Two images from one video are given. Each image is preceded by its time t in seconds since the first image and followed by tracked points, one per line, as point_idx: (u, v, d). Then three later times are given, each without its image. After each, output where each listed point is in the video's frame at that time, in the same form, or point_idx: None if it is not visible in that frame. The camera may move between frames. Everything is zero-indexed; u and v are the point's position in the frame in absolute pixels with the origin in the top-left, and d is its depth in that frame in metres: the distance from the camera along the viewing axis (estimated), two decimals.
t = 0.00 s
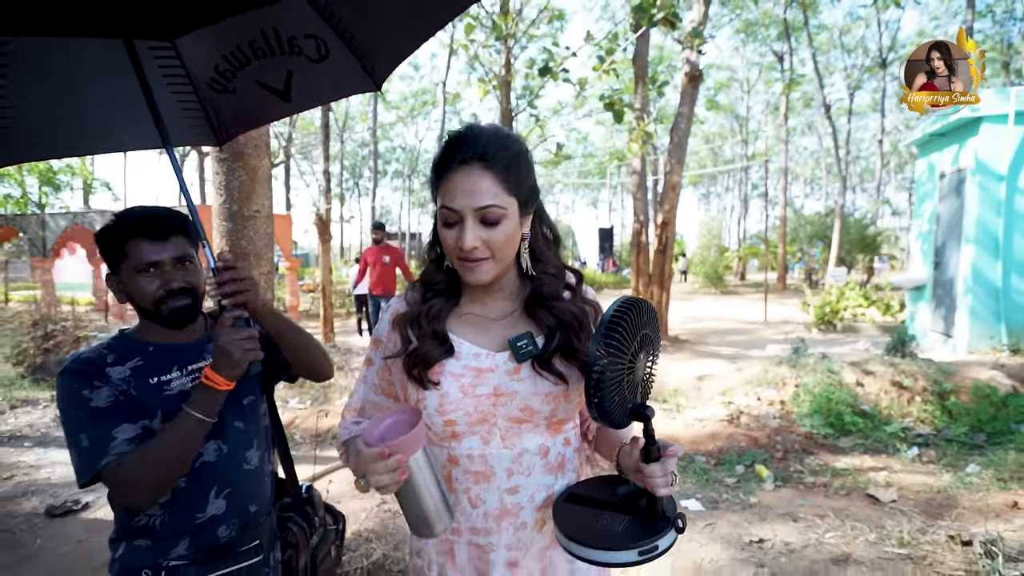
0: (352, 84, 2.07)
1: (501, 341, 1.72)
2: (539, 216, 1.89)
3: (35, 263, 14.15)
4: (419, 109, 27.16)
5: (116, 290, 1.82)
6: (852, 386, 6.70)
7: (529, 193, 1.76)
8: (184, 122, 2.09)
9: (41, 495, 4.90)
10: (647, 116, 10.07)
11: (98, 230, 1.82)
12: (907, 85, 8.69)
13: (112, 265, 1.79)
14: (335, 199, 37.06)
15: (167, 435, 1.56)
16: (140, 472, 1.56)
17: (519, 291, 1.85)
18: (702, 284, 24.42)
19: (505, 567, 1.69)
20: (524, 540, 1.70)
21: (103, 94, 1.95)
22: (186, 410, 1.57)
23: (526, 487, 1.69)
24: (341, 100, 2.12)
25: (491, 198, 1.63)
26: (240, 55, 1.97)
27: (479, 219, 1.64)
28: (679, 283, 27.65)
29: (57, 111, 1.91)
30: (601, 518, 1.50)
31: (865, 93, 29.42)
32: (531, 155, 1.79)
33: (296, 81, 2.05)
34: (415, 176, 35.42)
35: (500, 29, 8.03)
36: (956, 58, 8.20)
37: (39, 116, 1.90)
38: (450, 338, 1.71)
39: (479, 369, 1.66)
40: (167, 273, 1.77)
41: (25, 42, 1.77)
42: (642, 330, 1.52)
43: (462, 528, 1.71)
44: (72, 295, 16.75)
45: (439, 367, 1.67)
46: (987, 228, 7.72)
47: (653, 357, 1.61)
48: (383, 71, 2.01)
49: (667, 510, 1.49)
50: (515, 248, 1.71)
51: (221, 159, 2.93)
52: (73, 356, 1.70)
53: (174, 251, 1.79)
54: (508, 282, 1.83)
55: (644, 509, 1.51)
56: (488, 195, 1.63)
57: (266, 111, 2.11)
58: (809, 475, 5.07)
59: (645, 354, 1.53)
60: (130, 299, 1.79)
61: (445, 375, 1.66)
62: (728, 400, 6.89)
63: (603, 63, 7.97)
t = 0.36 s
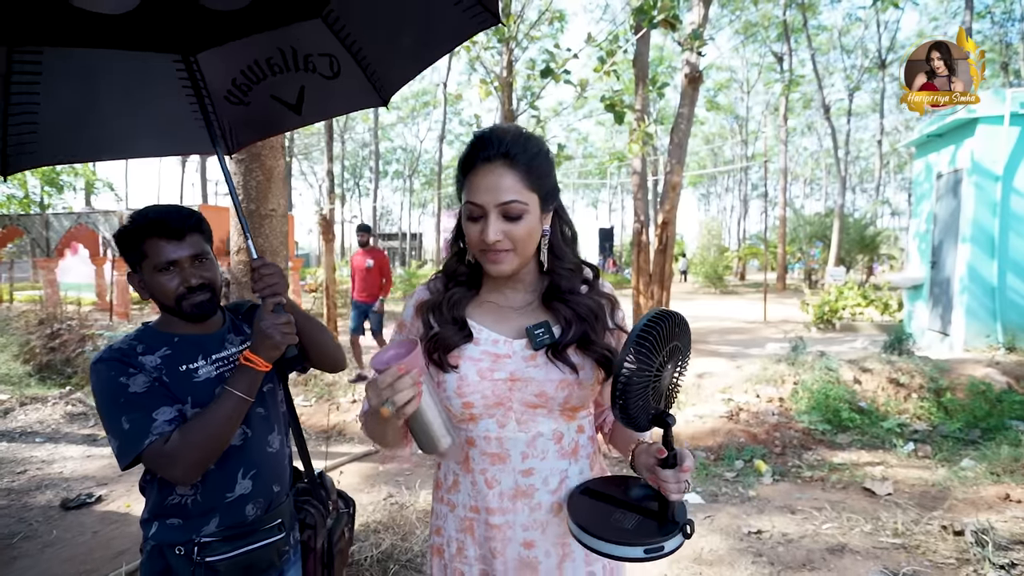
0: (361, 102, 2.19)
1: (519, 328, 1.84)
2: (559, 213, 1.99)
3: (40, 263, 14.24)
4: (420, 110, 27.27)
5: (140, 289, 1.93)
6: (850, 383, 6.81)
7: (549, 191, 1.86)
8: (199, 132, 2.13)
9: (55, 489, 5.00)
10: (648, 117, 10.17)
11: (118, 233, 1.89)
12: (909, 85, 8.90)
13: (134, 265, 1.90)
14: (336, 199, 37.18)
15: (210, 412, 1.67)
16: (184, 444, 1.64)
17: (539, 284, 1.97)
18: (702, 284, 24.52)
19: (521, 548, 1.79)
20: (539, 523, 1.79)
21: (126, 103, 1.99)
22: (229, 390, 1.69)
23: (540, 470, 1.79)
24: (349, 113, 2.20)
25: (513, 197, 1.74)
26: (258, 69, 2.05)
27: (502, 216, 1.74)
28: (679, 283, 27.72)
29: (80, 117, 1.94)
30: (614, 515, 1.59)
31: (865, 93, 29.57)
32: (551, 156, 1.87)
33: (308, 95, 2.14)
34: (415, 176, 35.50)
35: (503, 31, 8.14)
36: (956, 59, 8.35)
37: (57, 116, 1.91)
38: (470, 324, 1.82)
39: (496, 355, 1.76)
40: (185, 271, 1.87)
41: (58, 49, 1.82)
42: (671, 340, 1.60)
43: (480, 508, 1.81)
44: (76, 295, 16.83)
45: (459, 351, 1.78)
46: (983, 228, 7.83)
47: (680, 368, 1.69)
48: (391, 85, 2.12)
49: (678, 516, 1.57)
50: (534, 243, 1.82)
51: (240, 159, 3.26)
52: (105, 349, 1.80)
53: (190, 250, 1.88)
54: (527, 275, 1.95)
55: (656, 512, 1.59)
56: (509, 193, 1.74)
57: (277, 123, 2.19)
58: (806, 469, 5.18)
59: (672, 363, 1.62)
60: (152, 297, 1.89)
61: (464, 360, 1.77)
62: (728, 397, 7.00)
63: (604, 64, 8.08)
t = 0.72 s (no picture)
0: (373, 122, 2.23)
1: (539, 335, 1.81)
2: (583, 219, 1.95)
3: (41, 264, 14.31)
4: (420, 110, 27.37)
5: (149, 287, 1.99)
6: (845, 382, 6.91)
7: (578, 198, 1.80)
8: (218, 137, 2.17)
9: (62, 485, 5.08)
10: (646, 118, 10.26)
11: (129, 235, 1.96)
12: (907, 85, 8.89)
13: (144, 265, 1.96)
14: (336, 199, 37.26)
15: (218, 409, 1.74)
16: (191, 441, 1.72)
17: (558, 289, 1.94)
18: (700, 283, 24.64)
19: (530, 558, 1.73)
20: (548, 534, 1.73)
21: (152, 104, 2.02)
22: (236, 389, 1.76)
23: (551, 480, 1.73)
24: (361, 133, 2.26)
25: (550, 205, 1.66)
26: (281, 84, 2.15)
27: (538, 224, 1.66)
28: (677, 283, 27.82)
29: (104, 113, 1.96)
30: (632, 520, 1.60)
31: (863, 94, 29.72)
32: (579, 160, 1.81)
33: (325, 112, 2.22)
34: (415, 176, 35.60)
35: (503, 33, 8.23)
36: (955, 59, 8.44)
37: (83, 112, 1.92)
38: (491, 333, 1.75)
39: (513, 360, 1.71)
40: (194, 272, 1.93)
41: (101, 48, 1.89)
42: (696, 342, 1.64)
43: (488, 516, 1.74)
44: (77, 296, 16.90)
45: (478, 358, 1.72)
46: (977, 228, 7.93)
47: (702, 370, 1.73)
48: (404, 108, 2.18)
49: (698, 522, 1.58)
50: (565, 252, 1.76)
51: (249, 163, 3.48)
52: (118, 346, 1.87)
53: (200, 251, 1.95)
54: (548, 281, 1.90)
55: (676, 518, 1.60)
56: (546, 202, 1.66)
57: (293, 136, 2.26)
58: (801, 466, 5.27)
59: (697, 364, 1.66)
60: (161, 296, 1.96)
61: (481, 366, 1.71)
62: (725, 396, 7.08)
63: (603, 66, 8.16)
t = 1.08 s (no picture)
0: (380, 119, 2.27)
1: (559, 335, 1.81)
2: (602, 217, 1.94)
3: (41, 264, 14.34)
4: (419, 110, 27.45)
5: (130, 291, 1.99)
6: (839, 380, 6.99)
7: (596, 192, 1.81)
8: (227, 133, 2.23)
9: (64, 483, 5.13)
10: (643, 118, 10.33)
11: (110, 238, 1.96)
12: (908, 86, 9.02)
13: (124, 268, 1.96)
14: (335, 199, 37.30)
15: (170, 446, 1.69)
16: (136, 474, 1.70)
17: (577, 288, 1.93)
18: (698, 283, 24.74)
19: (538, 571, 1.70)
20: (559, 547, 1.71)
21: (162, 101, 2.07)
22: (194, 428, 1.70)
23: (565, 490, 1.71)
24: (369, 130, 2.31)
25: (571, 201, 1.66)
26: (289, 82, 2.19)
27: (559, 220, 1.66)
28: (675, 283, 27.91)
29: (116, 111, 2.02)
30: (658, 539, 1.50)
31: (860, 94, 29.85)
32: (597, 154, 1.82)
33: (333, 110, 2.26)
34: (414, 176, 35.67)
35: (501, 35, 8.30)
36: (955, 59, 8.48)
37: (94, 110, 1.99)
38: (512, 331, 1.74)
39: (533, 360, 1.70)
40: (173, 277, 1.93)
41: (112, 46, 1.94)
42: (717, 343, 1.57)
43: (495, 526, 1.71)
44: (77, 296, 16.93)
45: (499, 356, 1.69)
46: (970, 228, 8.01)
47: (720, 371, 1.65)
48: (411, 107, 2.22)
49: (727, 535, 1.50)
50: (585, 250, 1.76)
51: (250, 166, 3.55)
52: (91, 357, 1.87)
53: (180, 255, 1.95)
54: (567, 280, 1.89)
55: (704, 533, 1.51)
56: (567, 196, 1.65)
57: (301, 133, 2.30)
58: (794, 463, 5.34)
59: (717, 367, 1.59)
60: (141, 300, 1.95)
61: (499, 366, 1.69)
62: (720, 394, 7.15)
63: (600, 67, 8.23)
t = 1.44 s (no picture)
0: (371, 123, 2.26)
1: (553, 334, 1.88)
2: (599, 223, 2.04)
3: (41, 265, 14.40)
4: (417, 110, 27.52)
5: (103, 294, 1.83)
6: (831, 378, 7.09)
7: (593, 196, 1.89)
8: (216, 133, 2.21)
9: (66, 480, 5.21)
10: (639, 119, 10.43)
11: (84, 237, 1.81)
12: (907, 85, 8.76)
13: (98, 268, 1.80)
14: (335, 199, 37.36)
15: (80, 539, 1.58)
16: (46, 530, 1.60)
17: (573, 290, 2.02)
18: (696, 283, 24.85)
19: (528, 565, 1.79)
20: (549, 542, 1.80)
21: (152, 100, 2.06)
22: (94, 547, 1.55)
23: (556, 487, 1.80)
24: (360, 134, 2.30)
25: (567, 202, 1.74)
26: (281, 84, 2.21)
27: (554, 221, 1.75)
28: (673, 283, 28.00)
29: (105, 109, 2.01)
30: (643, 538, 1.58)
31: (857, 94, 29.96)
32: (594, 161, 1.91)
33: (324, 113, 2.26)
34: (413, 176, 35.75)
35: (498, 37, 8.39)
36: (955, 59, 8.26)
37: (82, 107, 1.96)
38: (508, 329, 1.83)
39: (528, 359, 1.79)
40: (149, 283, 1.78)
41: (104, 44, 1.94)
42: (713, 358, 1.65)
43: (487, 520, 1.80)
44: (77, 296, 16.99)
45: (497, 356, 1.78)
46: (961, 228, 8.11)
47: (715, 386, 1.74)
48: (401, 110, 2.21)
49: (710, 539, 1.57)
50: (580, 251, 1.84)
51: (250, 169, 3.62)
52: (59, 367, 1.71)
53: (157, 260, 1.78)
54: (563, 281, 1.98)
55: (688, 535, 1.58)
56: (563, 198, 1.74)
57: (291, 135, 2.30)
58: (785, 460, 5.44)
59: (712, 381, 1.68)
60: (115, 304, 1.80)
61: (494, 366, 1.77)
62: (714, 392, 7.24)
63: (596, 68, 8.32)
